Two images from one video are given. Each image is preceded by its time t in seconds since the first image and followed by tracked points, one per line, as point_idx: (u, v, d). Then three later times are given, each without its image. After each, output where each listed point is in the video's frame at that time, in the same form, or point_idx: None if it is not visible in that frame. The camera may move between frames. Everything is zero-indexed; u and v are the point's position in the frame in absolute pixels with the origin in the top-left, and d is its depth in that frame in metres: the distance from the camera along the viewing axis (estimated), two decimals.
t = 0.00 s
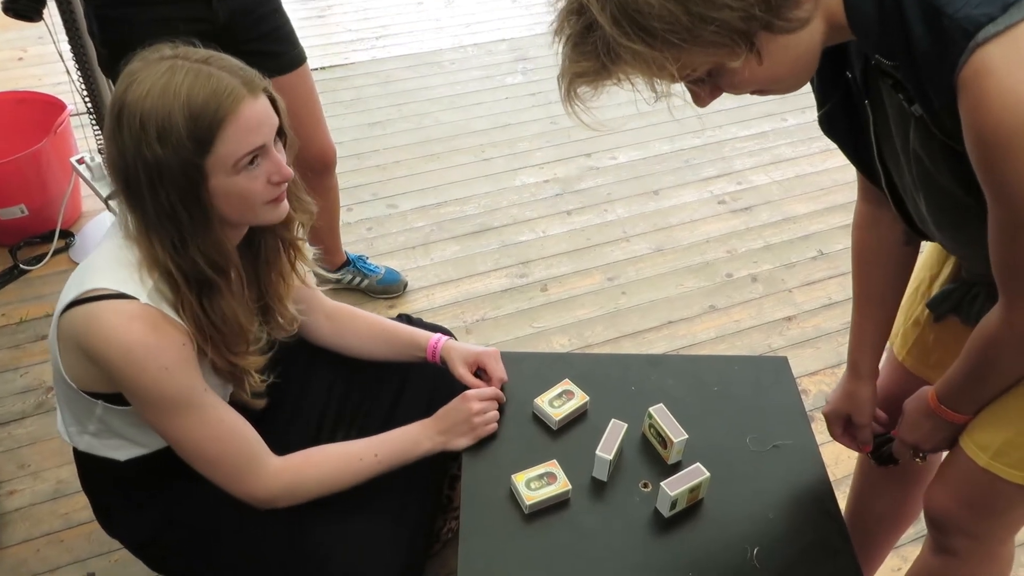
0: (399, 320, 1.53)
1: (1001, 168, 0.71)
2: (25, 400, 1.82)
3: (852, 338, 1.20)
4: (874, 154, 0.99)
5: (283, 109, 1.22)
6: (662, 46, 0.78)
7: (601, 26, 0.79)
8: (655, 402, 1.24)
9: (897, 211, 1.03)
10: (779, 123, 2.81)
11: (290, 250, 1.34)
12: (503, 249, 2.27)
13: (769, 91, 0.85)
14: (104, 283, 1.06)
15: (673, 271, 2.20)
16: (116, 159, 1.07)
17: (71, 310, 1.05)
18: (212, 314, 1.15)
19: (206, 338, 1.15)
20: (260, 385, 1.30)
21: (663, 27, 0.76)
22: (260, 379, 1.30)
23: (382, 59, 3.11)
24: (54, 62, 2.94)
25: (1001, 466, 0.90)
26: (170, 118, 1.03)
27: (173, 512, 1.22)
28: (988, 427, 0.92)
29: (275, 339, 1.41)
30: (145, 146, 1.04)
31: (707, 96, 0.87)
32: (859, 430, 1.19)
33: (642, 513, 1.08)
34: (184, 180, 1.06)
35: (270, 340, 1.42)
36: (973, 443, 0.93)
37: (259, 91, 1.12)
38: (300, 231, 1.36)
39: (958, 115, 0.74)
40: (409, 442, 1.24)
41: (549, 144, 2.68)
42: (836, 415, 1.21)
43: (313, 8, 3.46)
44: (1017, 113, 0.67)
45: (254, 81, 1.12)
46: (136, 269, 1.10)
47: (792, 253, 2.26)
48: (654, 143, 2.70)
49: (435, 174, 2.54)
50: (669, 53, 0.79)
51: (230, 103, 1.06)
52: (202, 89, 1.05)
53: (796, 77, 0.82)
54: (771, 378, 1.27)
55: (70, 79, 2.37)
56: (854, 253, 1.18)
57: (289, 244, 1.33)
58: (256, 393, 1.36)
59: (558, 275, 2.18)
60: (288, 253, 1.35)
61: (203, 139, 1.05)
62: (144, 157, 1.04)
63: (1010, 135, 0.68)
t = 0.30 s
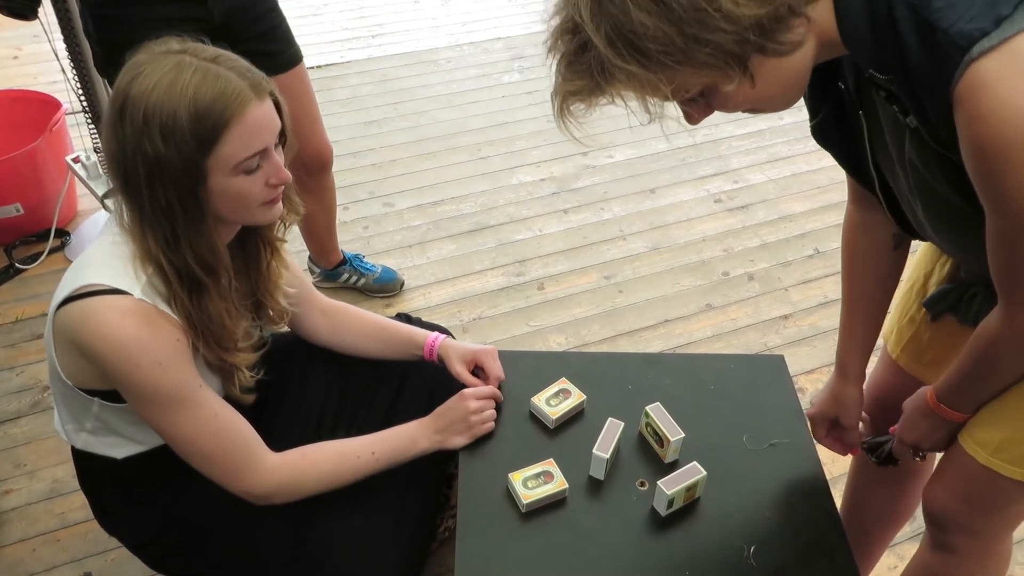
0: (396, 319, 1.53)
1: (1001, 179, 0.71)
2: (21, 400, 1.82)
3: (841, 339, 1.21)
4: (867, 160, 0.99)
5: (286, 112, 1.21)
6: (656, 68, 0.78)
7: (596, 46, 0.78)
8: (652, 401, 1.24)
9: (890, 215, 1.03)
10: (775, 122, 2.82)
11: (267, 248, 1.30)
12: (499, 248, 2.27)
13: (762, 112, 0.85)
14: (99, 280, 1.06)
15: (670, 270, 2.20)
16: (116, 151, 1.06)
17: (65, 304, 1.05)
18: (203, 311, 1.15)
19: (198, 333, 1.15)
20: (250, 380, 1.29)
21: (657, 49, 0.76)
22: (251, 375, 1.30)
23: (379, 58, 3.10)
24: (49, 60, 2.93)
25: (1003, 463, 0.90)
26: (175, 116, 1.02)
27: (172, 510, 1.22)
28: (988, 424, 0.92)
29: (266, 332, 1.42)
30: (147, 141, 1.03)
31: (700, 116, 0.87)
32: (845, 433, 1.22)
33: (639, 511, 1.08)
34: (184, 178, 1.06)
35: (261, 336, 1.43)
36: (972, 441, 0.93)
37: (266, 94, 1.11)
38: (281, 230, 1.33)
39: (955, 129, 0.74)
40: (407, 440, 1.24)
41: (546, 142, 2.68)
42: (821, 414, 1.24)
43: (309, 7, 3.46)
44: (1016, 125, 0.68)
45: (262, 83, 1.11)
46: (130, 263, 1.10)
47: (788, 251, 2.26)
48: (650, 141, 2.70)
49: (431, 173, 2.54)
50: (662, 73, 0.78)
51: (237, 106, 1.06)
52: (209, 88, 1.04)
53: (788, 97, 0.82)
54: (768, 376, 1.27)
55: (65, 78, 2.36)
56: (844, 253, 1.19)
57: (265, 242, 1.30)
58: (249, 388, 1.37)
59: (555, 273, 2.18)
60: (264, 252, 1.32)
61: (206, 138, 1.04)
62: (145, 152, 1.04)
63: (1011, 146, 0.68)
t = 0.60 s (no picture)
0: (395, 319, 1.53)
1: (1012, 172, 0.70)
2: (20, 399, 1.82)
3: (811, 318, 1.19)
4: (867, 154, 0.99)
5: (291, 116, 1.21)
6: (667, 61, 0.77)
7: (605, 40, 0.77)
8: (652, 400, 1.24)
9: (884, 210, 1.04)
10: (774, 121, 2.82)
11: (284, 251, 1.32)
12: (499, 247, 2.27)
13: (772, 102, 0.84)
14: (103, 279, 1.05)
15: (669, 269, 2.20)
16: (123, 153, 1.06)
17: (69, 304, 1.05)
18: (211, 310, 1.16)
19: (203, 333, 1.15)
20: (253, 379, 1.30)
21: (667, 41, 0.75)
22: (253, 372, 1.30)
23: (378, 57, 3.10)
24: (47, 59, 2.93)
25: (1007, 459, 0.90)
26: (184, 119, 1.02)
27: (171, 509, 1.22)
28: (987, 421, 0.92)
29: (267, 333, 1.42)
30: (156, 144, 1.03)
31: (709, 107, 0.86)
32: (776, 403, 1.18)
33: (640, 510, 1.08)
34: (192, 180, 1.06)
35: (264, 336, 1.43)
36: (974, 438, 0.93)
37: (274, 98, 1.11)
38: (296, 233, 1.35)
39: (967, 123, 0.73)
40: (408, 438, 1.23)
41: (545, 141, 2.67)
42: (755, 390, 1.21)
43: (309, 6, 3.46)
44: None
45: (269, 87, 1.11)
46: (135, 263, 1.10)
47: (787, 250, 2.26)
48: (650, 140, 2.70)
49: (430, 172, 2.53)
50: (673, 66, 0.78)
51: (245, 109, 1.06)
52: (218, 92, 1.04)
53: (799, 87, 0.82)
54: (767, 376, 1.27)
55: (64, 77, 2.36)
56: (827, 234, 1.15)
57: (283, 244, 1.32)
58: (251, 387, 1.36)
59: (554, 272, 2.18)
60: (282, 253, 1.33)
61: (215, 142, 1.04)
62: (153, 154, 1.04)
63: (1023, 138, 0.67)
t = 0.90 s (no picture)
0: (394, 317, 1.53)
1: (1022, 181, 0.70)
2: (19, 398, 1.82)
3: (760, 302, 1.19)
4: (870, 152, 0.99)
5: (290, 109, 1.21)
6: (677, 71, 0.76)
7: (614, 49, 0.76)
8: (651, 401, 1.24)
9: (880, 204, 1.05)
10: (774, 121, 2.82)
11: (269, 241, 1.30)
12: (498, 247, 2.27)
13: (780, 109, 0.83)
14: (97, 267, 1.05)
15: (669, 269, 2.20)
16: (122, 139, 1.05)
17: (65, 293, 1.04)
18: (205, 301, 1.15)
19: (199, 320, 1.16)
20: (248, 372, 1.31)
21: (679, 52, 0.74)
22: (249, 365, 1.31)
23: (378, 56, 3.10)
24: (47, 58, 2.93)
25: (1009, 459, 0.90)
26: (185, 108, 1.02)
27: (173, 507, 1.22)
28: (992, 420, 0.92)
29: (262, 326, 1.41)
30: (156, 131, 1.03)
31: (714, 115, 0.85)
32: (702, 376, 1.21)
33: (639, 511, 1.08)
34: (191, 170, 1.05)
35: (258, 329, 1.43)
36: (977, 437, 0.93)
37: (275, 91, 1.11)
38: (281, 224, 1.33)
39: (979, 131, 0.73)
40: (409, 437, 1.23)
41: (545, 141, 2.67)
42: (682, 351, 1.22)
43: (309, 4, 3.45)
44: None
45: (271, 80, 1.11)
46: (130, 251, 1.09)
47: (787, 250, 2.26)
48: (650, 140, 2.70)
49: (429, 171, 2.53)
50: (683, 77, 0.76)
51: (246, 101, 1.06)
52: (220, 83, 1.04)
53: (807, 96, 0.81)
54: (767, 376, 1.27)
55: (63, 75, 2.36)
56: (794, 226, 1.16)
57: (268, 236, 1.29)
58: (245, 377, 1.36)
59: (554, 272, 2.18)
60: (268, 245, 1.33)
61: (215, 132, 1.04)
62: (153, 141, 1.03)
63: None
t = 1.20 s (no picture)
0: (388, 312, 1.52)
1: None
2: (16, 394, 1.81)
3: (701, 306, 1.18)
4: (865, 150, 0.98)
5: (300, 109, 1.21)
6: (683, 87, 0.74)
7: (618, 64, 0.74)
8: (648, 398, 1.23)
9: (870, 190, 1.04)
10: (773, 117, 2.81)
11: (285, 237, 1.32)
12: (496, 242, 2.26)
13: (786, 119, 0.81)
14: (109, 262, 1.04)
15: (668, 265, 2.19)
16: (133, 137, 1.05)
17: (75, 287, 1.03)
18: (217, 295, 1.16)
19: (207, 318, 1.16)
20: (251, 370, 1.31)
21: (686, 68, 0.72)
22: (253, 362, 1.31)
23: (376, 51, 3.09)
24: (44, 53, 2.92)
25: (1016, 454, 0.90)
26: (195, 106, 1.02)
27: (171, 502, 1.22)
28: (998, 415, 0.91)
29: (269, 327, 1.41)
30: (168, 130, 1.02)
31: (718, 127, 0.83)
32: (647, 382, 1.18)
33: (637, 507, 1.08)
34: (203, 168, 1.05)
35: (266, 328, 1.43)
36: (983, 432, 0.93)
37: (286, 91, 1.10)
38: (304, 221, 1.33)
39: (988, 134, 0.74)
40: (408, 433, 1.23)
41: (543, 137, 2.67)
42: (628, 363, 1.19)
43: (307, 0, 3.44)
44: None
45: (282, 79, 1.11)
46: (141, 249, 1.08)
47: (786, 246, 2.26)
48: (648, 136, 2.70)
49: (427, 167, 2.53)
50: (689, 91, 0.74)
51: (258, 101, 1.05)
52: (231, 82, 1.04)
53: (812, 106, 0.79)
54: (766, 372, 1.27)
55: (61, 71, 2.35)
56: (736, 236, 1.17)
57: (286, 233, 1.32)
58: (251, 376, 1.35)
59: (553, 268, 2.18)
60: (283, 239, 1.33)
61: (227, 131, 1.04)
62: (165, 140, 1.03)
63: None
